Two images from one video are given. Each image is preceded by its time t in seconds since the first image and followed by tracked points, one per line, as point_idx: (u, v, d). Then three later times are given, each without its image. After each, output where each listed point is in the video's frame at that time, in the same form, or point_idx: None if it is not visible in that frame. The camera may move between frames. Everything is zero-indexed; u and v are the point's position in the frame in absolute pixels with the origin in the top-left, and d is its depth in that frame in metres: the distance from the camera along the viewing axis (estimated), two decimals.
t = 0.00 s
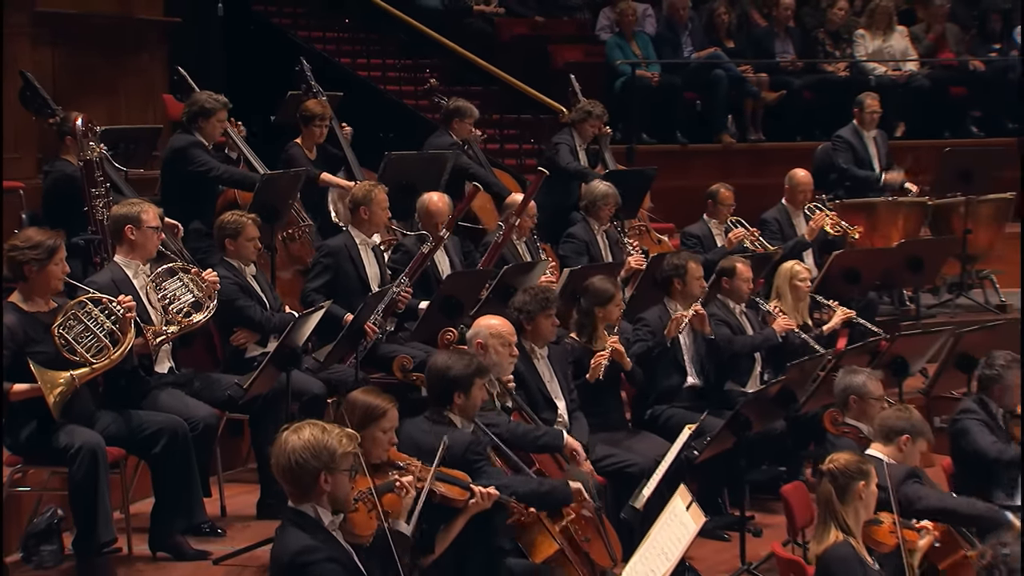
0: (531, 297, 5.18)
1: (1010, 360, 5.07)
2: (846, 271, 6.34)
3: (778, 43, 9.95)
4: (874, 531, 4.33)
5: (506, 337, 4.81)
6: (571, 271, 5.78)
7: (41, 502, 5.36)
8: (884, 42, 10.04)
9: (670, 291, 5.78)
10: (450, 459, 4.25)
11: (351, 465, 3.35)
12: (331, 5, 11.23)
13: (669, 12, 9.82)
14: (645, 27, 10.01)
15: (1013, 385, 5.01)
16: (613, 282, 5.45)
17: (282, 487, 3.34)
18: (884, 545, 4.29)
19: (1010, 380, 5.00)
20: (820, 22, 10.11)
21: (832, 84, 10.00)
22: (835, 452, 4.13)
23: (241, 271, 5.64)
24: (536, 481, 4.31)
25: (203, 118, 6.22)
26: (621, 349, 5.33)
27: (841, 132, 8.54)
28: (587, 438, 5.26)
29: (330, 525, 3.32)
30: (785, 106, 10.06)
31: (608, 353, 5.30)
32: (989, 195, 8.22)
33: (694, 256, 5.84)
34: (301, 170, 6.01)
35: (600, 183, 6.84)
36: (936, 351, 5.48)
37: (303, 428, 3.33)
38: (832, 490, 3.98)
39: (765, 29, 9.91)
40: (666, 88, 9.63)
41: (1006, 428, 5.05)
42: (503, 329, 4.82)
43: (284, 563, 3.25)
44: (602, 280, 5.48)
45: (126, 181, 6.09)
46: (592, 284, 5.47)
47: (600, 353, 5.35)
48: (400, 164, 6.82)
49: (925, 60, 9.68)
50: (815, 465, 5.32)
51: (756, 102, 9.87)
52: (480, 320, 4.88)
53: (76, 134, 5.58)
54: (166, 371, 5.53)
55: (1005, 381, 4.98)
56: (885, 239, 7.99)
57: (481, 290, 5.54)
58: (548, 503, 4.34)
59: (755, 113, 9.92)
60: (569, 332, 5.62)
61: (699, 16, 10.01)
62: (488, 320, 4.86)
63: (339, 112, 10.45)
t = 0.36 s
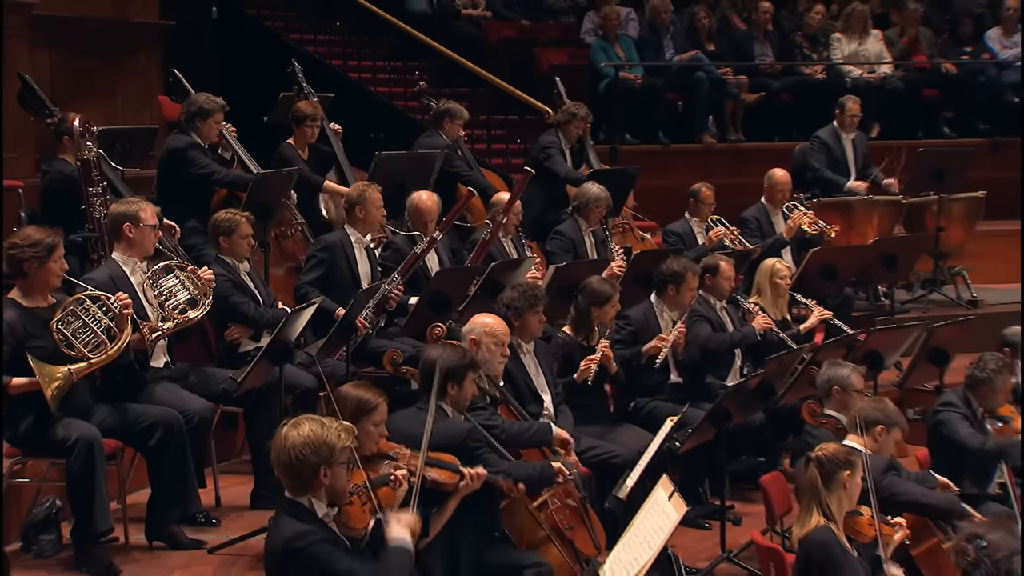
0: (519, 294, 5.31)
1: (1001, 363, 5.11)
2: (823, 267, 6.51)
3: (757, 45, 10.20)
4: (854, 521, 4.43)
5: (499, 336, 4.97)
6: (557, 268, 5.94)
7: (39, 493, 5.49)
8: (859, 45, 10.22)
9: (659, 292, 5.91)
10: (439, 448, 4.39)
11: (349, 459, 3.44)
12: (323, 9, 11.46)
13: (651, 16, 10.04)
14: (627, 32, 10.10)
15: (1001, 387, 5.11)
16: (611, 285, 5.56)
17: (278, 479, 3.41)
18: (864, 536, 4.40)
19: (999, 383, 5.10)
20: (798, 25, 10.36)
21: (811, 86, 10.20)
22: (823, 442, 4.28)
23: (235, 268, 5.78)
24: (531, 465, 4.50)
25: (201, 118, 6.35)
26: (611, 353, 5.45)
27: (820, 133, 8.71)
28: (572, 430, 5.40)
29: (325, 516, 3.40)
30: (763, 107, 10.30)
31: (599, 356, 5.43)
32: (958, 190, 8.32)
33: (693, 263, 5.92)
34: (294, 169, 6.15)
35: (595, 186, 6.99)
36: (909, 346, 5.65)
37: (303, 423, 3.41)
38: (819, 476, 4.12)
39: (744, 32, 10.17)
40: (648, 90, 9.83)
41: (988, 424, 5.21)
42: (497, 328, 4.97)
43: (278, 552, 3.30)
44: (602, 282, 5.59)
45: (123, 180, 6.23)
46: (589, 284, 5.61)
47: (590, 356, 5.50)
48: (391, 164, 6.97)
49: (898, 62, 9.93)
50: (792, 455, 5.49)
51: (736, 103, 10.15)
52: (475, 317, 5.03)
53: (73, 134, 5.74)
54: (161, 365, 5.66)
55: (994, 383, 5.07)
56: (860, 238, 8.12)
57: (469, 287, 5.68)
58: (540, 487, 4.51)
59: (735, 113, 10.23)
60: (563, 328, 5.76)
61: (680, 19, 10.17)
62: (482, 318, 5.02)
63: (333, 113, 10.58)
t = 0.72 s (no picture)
0: (506, 290, 5.46)
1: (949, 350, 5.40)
2: (800, 264, 6.70)
3: (737, 49, 10.43)
4: (833, 511, 4.58)
5: (483, 332, 5.11)
6: (543, 266, 6.10)
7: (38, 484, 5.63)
8: (837, 48, 10.55)
9: (638, 286, 6.07)
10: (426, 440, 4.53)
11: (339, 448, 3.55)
12: (318, 14, 11.78)
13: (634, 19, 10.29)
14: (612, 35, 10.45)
15: (953, 373, 5.35)
16: (602, 281, 5.64)
17: (271, 470, 3.52)
18: (840, 525, 4.54)
19: (950, 368, 5.33)
20: (777, 29, 10.68)
21: (789, 89, 10.47)
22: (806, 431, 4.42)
23: (229, 264, 5.93)
24: (512, 456, 4.62)
25: (193, 119, 6.48)
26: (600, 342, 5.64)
27: (798, 133, 8.92)
28: (558, 422, 5.56)
29: (317, 507, 3.51)
30: (744, 109, 10.56)
31: (583, 347, 5.59)
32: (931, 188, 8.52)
33: (665, 253, 6.13)
34: (286, 169, 6.29)
35: (576, 182, 7.17)
36: (884, 340, 5.82)
37: (293, 416, 3.51)
38: (803, 464, 4.27)
39: (725, 36, 10.40)
40: (632, 91, 10.05)
41: (945, 411, 5.42)
42: (479, 324, 5.12)
43: (270, 542, 3.44)
44: (592, 276, 5.69)
45: (119, 179, 6.37)
46: (581, 280, 5.68)
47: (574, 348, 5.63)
48: (381, 164, 7.12)
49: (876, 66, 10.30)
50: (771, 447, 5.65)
51: (717, 105, 10.38)
52: (458, 313, 5.18)
53: (71, 134, 5.88)
54: (157, 360, 5.82)
55: (945, 369, 5.30)
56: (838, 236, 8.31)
57: (457, 283, 5.84)
58: (523, 478, 4.63)
59: (716, 115, 10.47)
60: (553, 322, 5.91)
61: (663, 23, 10.41)
62: (465, 314, 5.16)
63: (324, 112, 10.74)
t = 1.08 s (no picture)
0: (492, 286, 5.61)
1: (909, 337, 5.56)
2: (780, 261, 6.86)
3: (718, 52, 10.62)
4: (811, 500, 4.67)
5: (465, 327, 5.27)
6: (529, 263, 6.27)
7: (37, 475, 5.77)
8: (814, 52, 10.74)
9: (619, 281, 6.24)
10: (411, 435, 4.68)
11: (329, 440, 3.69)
12: (307, 16, 11.92)
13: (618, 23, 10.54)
14: (597, 38, 10.78)
15: (914, 364, 5.55)
16: (581, 272, 5.85)
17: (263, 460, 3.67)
18: (818, 513, 4.65)
19: (909, 358, 5.53)
20: (756, 32, 10.77)
21: (767, 91, 10.67)
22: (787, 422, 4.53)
23: (224, 261, 6.07)
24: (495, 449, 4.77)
25: (189, 119, 6.64)
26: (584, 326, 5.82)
27: (775, 134, 9.10)
28: (544, 415, 5.72)
29: (308, 497, 3.65)
30: (724, 110, 10.80)
31: (569, 329, 5.80)
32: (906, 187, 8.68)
33: (645, 250, 6.30)
34: (279, 169, 6.43)
35: (560, 182, 7.32)
36: (860, 335, 5.99)
37: (285, 407, 3.67)
38: (786, 454, 4.38)
39: (706, 39, 10.57)
40: (615, 93, 10.24)
41: (909, 398, 5.64)
42: (462, 320, 5.27)
43: (264, 532, 3.56)
44: (573, 270, 5.89)
45: (116, 179, 6.51)
46: (563, 273, 5.90)
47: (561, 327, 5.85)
48: (371, 164, 7.27)
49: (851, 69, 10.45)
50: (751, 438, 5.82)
51: (699, 106, 10.61)
52: (441, 310, 5.32)
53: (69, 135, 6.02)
54: (154, 355, 6.00)
55: (904, 357, 5.51)
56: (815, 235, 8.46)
57: (446, 280, 5.99)
58: (507, 469, 4.77)
59: (698, 116, 10.66)
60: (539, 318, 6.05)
61: (646, 26, 10.62)
62: (448, 311, 5.31)
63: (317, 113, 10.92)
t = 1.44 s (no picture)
0: (477, 283, 5.76)
1: (883, 334, 5.79)
2: (758, 258, 7.05)
3: (698, 55, 11.02)
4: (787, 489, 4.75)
5: (455, 325, 5.41)
6: (515, 261, 6.44)
7: (35, 468, 5.91)
8: (791, 55, 11.14)
9: (602, 278, 6.42)
10: (396, 426, 4.81)
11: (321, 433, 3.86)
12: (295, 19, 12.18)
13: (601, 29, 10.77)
14: (580, 42, 10.96)
15: (887, 358, 5.78)
16: (553, 262, 6.11)
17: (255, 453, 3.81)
18: (794, 503, 4.72)
19: (884, 354, 5.77)
20: (735, 37, 11.20)
21: (746, 94, 10.94)
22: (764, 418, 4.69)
23: (217, 259, 6.22)
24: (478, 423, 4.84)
25: (180, 121, 6.73)
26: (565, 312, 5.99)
27: (751, 135, 9.33)
28: (529, 409, 5.87)
29: (298, 489, 3.83)
30: (704, 113, 11.10)
31: (552, 315, 5.97)
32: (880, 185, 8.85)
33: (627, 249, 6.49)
34: (270, 169, 6.57)
35: (545, 181, 7.48)
36: (836, 330, 6.16)
37: (280, 400, 3.81)
38: (762, 449, 4.52)
39: (686, 43, 10.99)
40: (599, 95, 10.51)
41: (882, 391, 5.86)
42: (451, 317, 5.41)
43: (255, 521, 3.74)
44: (544, 263, 6.15)
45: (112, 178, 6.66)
46: (536, 268, 6.13)
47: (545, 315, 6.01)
48: (361, 164, 7.43)
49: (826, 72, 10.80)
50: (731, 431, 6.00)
51: (679, 108, 10.84)
52: (430, 307, 5.45)
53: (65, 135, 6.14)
54: (148, 351, 6.13)
55: (878, 353, 5.74)
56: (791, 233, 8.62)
57: (434, 277, 6.15)
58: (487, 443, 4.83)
59: (678, 118, 10.91)
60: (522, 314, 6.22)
61: (628, 31, 10.90)
62: (438, 308, 5.45)
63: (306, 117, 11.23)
